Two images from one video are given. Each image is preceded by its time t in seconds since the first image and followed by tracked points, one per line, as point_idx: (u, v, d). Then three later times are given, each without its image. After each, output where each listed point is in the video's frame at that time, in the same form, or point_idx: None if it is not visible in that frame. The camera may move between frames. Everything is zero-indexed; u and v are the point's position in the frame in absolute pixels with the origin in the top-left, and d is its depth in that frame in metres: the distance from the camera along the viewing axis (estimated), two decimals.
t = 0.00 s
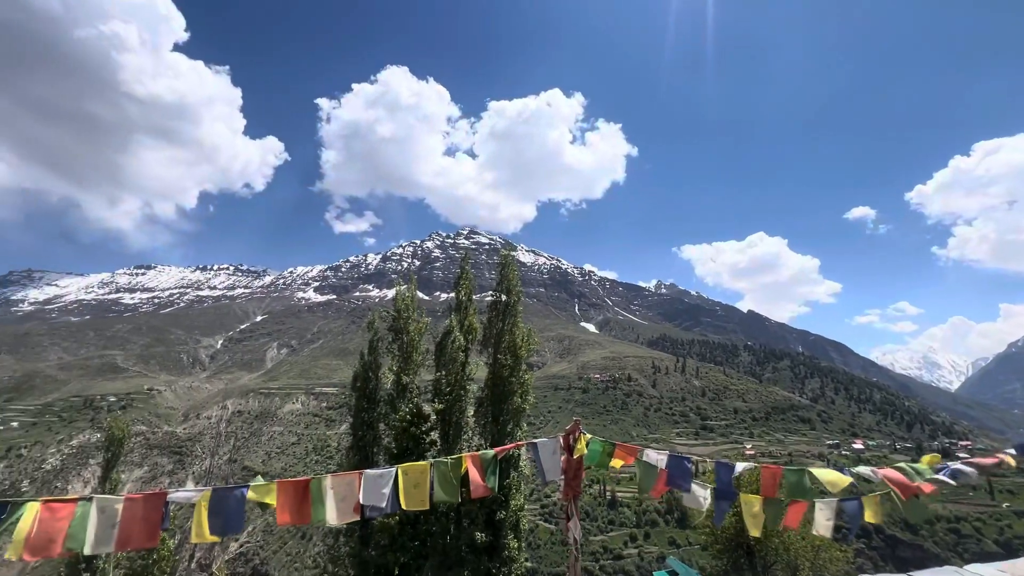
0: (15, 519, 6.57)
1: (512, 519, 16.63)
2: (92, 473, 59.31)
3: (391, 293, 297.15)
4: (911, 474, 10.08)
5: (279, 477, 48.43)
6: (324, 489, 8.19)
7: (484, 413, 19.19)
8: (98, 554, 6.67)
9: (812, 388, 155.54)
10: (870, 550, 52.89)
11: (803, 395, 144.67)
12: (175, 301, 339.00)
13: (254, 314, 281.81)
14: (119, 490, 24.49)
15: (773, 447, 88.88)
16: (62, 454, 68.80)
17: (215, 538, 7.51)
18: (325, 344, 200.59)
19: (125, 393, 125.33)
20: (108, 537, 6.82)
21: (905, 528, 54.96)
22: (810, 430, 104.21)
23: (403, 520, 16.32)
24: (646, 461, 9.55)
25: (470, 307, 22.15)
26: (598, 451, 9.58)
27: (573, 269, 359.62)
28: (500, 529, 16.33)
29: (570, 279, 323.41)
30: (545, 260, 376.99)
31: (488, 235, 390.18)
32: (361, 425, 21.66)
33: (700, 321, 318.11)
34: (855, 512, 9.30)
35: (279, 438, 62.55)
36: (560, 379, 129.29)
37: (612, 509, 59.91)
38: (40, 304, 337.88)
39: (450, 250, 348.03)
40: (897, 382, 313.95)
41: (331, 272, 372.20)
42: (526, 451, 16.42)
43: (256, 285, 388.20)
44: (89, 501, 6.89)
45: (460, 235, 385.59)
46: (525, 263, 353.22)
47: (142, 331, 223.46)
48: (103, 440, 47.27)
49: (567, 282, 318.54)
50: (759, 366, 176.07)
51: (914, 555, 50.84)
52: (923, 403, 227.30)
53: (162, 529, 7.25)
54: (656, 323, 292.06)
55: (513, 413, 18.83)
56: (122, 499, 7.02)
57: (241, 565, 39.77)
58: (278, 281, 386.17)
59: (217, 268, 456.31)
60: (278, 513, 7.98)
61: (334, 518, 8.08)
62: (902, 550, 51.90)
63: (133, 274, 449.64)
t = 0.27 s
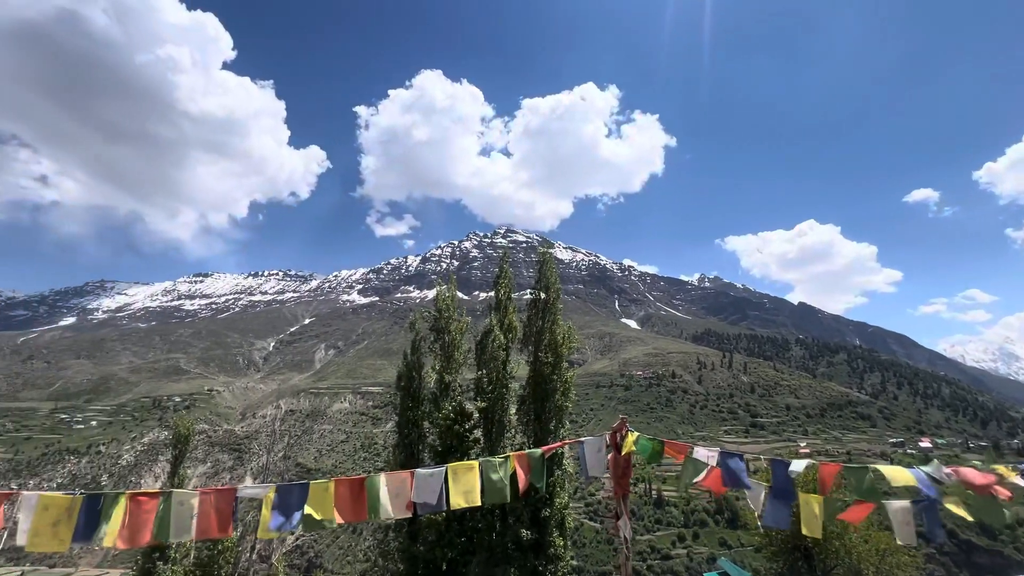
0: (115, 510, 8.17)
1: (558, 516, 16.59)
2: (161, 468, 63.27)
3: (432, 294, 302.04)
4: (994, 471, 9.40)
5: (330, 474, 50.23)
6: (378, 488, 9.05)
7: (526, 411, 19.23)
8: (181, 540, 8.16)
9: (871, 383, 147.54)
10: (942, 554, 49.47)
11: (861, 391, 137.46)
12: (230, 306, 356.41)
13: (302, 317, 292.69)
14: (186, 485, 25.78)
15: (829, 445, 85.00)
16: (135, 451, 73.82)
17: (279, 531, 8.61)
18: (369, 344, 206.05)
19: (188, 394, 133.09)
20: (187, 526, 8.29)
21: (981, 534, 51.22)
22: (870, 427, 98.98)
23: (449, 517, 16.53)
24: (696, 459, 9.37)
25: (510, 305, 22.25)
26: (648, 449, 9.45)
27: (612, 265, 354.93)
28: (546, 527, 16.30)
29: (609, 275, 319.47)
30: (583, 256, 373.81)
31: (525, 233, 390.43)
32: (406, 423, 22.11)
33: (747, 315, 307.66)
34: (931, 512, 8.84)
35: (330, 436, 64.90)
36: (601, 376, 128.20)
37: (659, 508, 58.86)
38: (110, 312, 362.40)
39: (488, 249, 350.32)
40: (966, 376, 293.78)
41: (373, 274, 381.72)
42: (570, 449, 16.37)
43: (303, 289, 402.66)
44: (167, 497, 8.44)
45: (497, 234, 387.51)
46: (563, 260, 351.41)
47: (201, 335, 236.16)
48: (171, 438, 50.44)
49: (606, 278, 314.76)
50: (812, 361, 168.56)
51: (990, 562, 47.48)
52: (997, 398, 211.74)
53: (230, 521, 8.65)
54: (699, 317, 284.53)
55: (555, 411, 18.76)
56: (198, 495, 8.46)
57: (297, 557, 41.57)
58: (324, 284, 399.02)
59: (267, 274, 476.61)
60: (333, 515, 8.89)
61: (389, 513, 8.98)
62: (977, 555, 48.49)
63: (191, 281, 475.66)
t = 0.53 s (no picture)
0: (191, 500, 9.23)
1: (602, 515, 16.62)
2: (222, 464, 66.74)
3: (471, 293, 304.99)
4: None
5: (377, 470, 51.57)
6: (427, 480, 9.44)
7: (569, 409, 19.12)
8: (250, 528, 9.14)
9: (938, 377, 138.43)
10: None
11: (927, 385, 129.33)
12: (279, 309, 371.51)
13: (347, 318, 301.63)
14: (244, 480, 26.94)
15: (891, 443, 80.47)
16: (199, 447, 78.12)
17: (335, 521, 9.25)
18: (412, 344, 210.07)
19: (244, 394, 139.57)
20: (254, 516, 9.29)
21: None
22: (936, 424, 93.10)
23: (494, 514, 16.59)
24: (748, 456, 9.18)
25: (550, 303, 22.11)
26: (702, 445, 9.23)
27: (653, 259, 348.10)
28: (591, 526, 16.37)
29: (649, 270, 313.53)
30: (622, 251, 368.36)
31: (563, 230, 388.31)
32: (450, 421, 22.23)
33: (797, 308, 295.32)
34: None
35: (377, 433, 66.65)
36: (644, 372, 126.07)
37: (708, 508, 57.24)
38: (172, 318, 384.68)
39: (526, 247, 350.45)
40: None
41: (414, 275, 388.95)
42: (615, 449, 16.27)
43: (347, 291, 414.87)
44: (239, 490, 9.47)
45: (534, 231, 387.04)
46: (602, 256, 347.32)
47: (254, 338, 247.25)
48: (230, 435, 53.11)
49: (647, 273, 309.01)
50: (871, 355, 159.92)
51: None
52: None
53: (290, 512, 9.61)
54: (746, 311, 275.19)
55: (598, 409, 18.66)
56: (262, 487, 9.53)
57: (349, 550, 42.90)
58: (367, 287, 409.63)
59: (313, 277, 493.74)
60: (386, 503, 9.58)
61: (439, 499, 9.35)
62: None
63: (244, 286, 498.83)
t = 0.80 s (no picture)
0: (252, 494, 9.58)
1: (648, 514, 16.29)
2: (276, 460, 69.72)
3: (510, 291, 306.15)
4: None
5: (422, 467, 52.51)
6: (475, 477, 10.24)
7: (611, 406, 18.79)
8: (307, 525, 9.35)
9: (1014, 371, 128.29)
10: None
11: (1001, 379, 120.23)
12: (326, 311, 384.35)
13: (389, 319, 308.41)
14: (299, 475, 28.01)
15: (961, 441, 75.31)
16: (255, 444, 81.90)
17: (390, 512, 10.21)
18: (452, 343, 212.53)
19: (294, 393, 144.91)
20: (309, 512, 9.52)
21: None
22: (1012, 421, 86.46)
23: (537, 512, 16.46)
24: (806, 454, 8.86)
25: (589, 299, 21.84)
26: (755, 443, 8.91)
27: (695, 252, 338.97)
28: (637, 525, 16.07)
29: (691, 263, 305.51)
30: (662, 245, 360.54)
31: (600, 226, 383.58)
32: (491, 420, 22.27)
33: (852, 299, 280.92)
34: None
35: (421, 430, 67.88)
36: (689, 369, 123.09)
37: (760, 508, 55.29)
38: (226, 321, 403.95)
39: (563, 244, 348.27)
40: None
41: (452, 275, 393.32)
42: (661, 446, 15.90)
43: (389, 292, 423.97)
44: (295, 485, 9.66)
45: (571, 228, 383.95)
46: (642, 251, 340.97)
47: (301, 339, 256.37)
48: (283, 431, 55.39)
49: (689, 267, 301.23)
50: (936, 348, 150.16)
51: None
52: None
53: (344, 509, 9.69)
54: (795, 303, 263.98)
55: (641, 406, 18.25)
56: (316, 483, 9.70)
57: (397, 544, 43.93)
58: (407, 287, 417.27)
59: (357, 280, 507.92)
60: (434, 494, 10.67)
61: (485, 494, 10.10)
62: None
63: (292, 290, 517.99)
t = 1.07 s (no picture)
0: (301, 490, 9.78)
1: (695, 513, 15.90)
2: (325, 457, 72.18)
3: (547, 288, 305.16)
4: None
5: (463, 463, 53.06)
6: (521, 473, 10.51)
7: (653, 403, 18.34)
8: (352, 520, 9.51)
9: None
10: None
11: None
12: (367, 312, 394.18)
13: (429, 318, 313.28)
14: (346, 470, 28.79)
15: None
16: (304, 441, 84.90)
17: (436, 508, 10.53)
18: (490, 341, 213.78)
19: (340, 391, 149.24)
20: (354, 506, 9.67)
21: None
22: None
23: (580, 508, 16.25)
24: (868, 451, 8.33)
25: (627, 294, 21.39)
26: (809, 439, 8.47)
27: (737, 244, 328.40)
28: (683, 524, 15.68)
29: (733, 255, 296.28)
30: (702, 237, 351.03)
31: (637, 219, 376.96)
32: (531, 417, 22.06)
33: (909, 289, 265.71)
34: None
35: (460, 427, 68.55)
36: (733, 364, 119.53)
37: (813, 509, 53.09)
38: (274, 324, 420.47)
39: (599, 239, 344.38)
40: None
41: (489, 274, 395.55)
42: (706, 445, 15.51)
43: (427, 292, 430.48)
44: (342, 480, 9.83)
45: (607, 223, 378.99)
46: (681, 244, 333.13)
47: (345, 339, 263.89)
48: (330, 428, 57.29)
49: (731, 259, 292.18)
50: (1007, 339, 139.96)
51: None
52: None
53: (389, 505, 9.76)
54: (847, 294, 251.82)
55: (684, 403, 17.79)
56: (363, 479, 9.88)
57: (441, 539, 44.59)
58: (445, 287, 422.67)
59: (397, 280, 517.82)
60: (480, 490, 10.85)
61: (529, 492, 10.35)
62: None
63: (335, 292, 533.66)
